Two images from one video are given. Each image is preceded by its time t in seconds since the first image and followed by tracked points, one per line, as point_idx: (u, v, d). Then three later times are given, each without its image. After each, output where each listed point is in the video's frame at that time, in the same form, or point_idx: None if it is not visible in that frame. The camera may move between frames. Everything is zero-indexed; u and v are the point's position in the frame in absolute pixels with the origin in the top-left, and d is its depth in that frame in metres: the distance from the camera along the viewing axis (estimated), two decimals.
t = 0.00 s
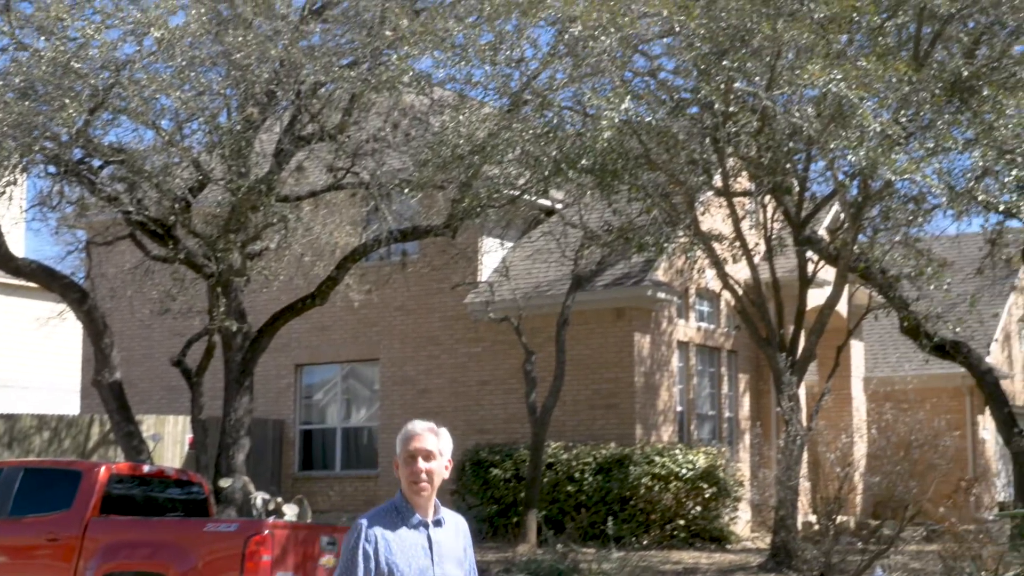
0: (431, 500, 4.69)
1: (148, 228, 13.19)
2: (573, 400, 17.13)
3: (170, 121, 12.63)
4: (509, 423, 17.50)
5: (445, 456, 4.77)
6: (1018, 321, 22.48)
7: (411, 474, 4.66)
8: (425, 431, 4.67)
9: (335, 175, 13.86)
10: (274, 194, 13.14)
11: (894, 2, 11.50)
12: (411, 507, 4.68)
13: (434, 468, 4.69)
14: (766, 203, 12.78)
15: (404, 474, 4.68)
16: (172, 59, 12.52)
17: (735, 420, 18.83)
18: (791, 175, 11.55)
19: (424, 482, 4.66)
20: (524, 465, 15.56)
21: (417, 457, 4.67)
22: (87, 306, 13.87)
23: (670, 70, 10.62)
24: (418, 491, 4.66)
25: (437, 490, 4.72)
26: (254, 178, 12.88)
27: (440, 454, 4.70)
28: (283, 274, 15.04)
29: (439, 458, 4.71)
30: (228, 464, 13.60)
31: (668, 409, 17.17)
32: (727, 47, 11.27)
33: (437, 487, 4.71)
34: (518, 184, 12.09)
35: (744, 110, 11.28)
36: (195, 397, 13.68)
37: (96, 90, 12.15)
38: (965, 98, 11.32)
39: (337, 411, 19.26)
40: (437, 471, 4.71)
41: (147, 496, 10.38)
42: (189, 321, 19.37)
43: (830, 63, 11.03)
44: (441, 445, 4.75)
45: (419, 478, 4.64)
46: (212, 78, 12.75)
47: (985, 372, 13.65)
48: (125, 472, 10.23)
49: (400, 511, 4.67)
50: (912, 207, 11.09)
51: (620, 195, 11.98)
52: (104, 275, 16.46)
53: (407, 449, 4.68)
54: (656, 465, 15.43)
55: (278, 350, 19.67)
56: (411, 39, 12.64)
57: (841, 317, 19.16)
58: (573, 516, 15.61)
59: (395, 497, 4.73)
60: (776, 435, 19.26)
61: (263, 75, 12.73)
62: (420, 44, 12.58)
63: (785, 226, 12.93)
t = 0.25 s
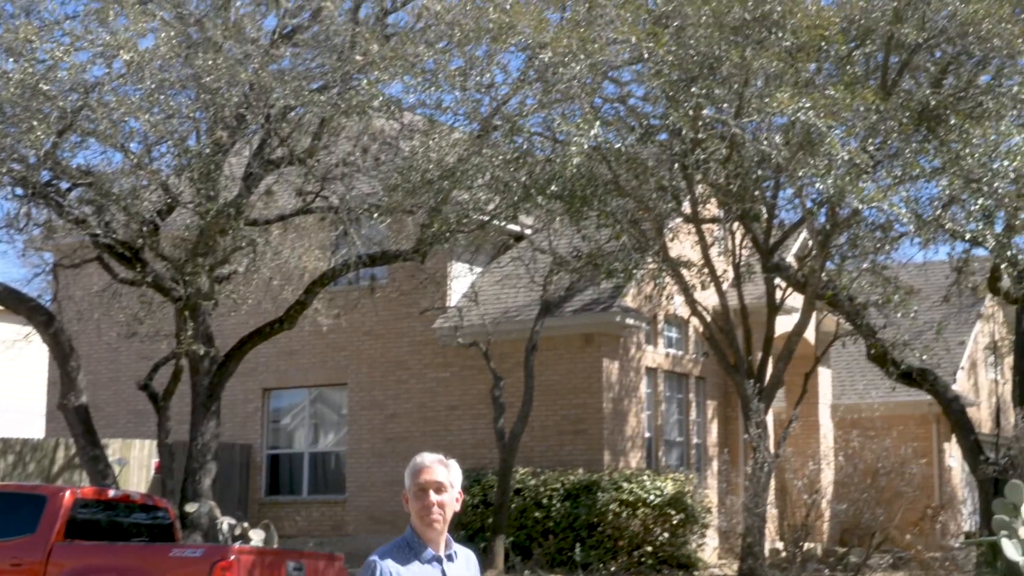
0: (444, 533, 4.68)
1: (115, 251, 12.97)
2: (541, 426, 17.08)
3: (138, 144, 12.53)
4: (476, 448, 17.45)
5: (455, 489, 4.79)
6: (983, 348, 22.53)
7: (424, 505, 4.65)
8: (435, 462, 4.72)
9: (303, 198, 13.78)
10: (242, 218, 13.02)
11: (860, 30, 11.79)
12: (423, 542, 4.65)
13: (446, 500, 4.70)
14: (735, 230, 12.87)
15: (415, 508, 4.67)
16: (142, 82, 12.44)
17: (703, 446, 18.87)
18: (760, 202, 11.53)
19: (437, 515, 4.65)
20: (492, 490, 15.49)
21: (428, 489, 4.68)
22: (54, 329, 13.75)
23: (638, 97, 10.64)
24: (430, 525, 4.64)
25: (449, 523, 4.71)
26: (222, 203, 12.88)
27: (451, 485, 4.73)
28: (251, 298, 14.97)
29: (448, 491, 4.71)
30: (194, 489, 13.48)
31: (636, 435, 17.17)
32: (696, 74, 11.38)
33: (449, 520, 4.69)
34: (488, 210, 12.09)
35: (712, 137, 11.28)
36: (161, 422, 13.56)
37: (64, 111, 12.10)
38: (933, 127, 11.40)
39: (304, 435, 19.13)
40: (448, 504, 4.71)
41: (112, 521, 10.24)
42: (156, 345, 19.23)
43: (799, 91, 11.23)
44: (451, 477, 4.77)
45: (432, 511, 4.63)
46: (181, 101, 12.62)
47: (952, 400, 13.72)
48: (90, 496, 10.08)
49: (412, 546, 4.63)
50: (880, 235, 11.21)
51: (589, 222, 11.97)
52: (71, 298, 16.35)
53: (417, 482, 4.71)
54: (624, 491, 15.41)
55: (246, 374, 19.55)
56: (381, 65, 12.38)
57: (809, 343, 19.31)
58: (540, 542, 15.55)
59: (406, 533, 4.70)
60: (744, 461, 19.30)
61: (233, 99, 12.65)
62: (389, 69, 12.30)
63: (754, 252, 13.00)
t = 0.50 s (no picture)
0: (459, 557, 4.84)
1: (84, 277, 12.87)
2: (511, 455, 17.02)
3: (110, 170, 12.48)
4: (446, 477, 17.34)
5: (469, 515, 4.95)
6: (949, 380, 22.59)
7: (438, 530, 4.82)
8: (449, 489, 4.89)
9: (275, 225, 13.74)
10: (213, 245, 12.92)
11: (830, 64, 11.79)
12: (438, 567, 4.80)
13: (461, 526, 4.86)
14: (706, 261, 12.92)
15: (430, 534, 4.84)
16: (113, 109, 12.32)
17: (672, 476, 18.87)
18: (731, 234, 11.56)
19: (453, 541, 4.82)
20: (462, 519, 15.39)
21: (444, 515, 4.85)
22: (22, 355, 13.60)
23: (610, 127, 10.66)
24: (446, 550, 4.81)
25: (464, 549, 4.87)
26: (194, 229, 12.79)
27: (466, 512, 4.89)
28: (221, 325, 14.86)
29: (464, 517, 4.88)
30: (162, 517, 13.33)
31: (606, 465, 17.14)
32: (667, 104, 11.38)
33: (465, 546, 4.86)
34: (459, 239, 12.07)
35: (684, 168, 11.27)
36: (129, 449, 13.41)
37: (34, 137, 11.95)
38: (902, 160, 11.45)
39: (274, 463, 19.01)
40: (463, 530, 4.87)
41: (77, 550, 10.07)
42: (125, 372, 19.08)
43: (769, 123, 11.22)
44: (465, 504, 4.95)
45: (448, 536, 4.80)
46: (154, 128, 12.58)
47: (920, 432, 13.76)
48: (56, 524, 9.90)
49: (428, 571, 4.78)
50: (850, 267, 11.28)
51: (560, 252, 11.93)
52: (40, 324, 16.22)
53: (432, 509, 4.87)
54: (594, 521, 15.34)
55: (215, 402, 19.40)
56: (354, 94, 12.33)
57: (779, 374, 19.39)
58: (509, 571, 15.44)
59: (421, 561, 4.86)
60: (712, 492, 19.34)
61: (204, 126, 12.62)
62: (361, 98, 12.23)
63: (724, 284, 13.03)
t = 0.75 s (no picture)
0: None
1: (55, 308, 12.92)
2: (482, 490, 16.95)
3: (82, 202, 12.38)
4: (417, 512, 17.22)
5: (487, 553, 5.27)
6: (921, 418, 22.78)
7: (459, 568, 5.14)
8: (469, 529, 5.21)
9: (246, 258, 13.70)
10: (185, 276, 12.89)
11: (802, 102, 11.13)
12: None
13: (480, 565, 5.19)
14: (679, 297, 12.91)
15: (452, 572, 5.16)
16: (86, 140, 12.16)
17: (644, 512, 18.85)
18: (702, 270, 11.22)
19: None
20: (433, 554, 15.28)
21: (464, 555, 5.17)
22: None
23: (582, 163, 10.64)
24: None
25: None
26: (166, 261, 12.62)
27: (484, 551, 5.22)
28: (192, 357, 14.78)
29: (482, 556, 5.20)
30: (130, 550, 13.17)
31: (577, 500, 17.08)
32: (640, 140, 10.88)
33: None
34: (431, 274, 11.69)
35: (656, 205, 10.80)
36: (99, 481, 13.27)
37: (6, 168, 11.93)
38: (873, 198, 10.87)
39: (244, 496, 18.83)
40: (481, 569, 5.19)
41: None
42: (95, 403, 18.91)
43: (740, 161, 10.68)
44: (483, 543, 5.27)
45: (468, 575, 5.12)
46: (126, 159, 12.39)
47: (891, 469, 13.79)
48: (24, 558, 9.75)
49: None
50: (821, 304, 11.23)
51: (533, 287, 11.68)
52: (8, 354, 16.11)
53: (452, 548, 5.20)
54: (565, 556, 15.24)
55: (185, 435, 19.26)
56: (328, 127, 12.25)
57: (751, 410, 19.40)
58: None
59: None
60: (684, 528, 19.33)
61: (177, 158, 12.47)
62: (335, 131, 12.12)
63: (698, 321, 12.99)
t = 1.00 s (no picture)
0: None
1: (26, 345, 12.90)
2: (455, 530, 16.83)
3: (54, 239, 12.34)
4: (389, 552, 17.05)
5: None
6: (892, 461, 22.86)
7: None
8: None
9: (218, 295, 13.64)
10: (158, 314, 12.80)
11: (775, 144, 10.84)
12: None
13: None
14: (652, 338, 12.92)
15: None
16: (58, 176, 12.15)
17: (616, 553, 18.79)
18: (676, 311, 11.03)
19: None
20: None
21: None
22: None
23: (556, 205, 10.64)
24: None
25: None
26: (138, 298, 12.48)
27: None
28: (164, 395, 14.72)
29: None
30: None
31: (550, 540, 17.00)
32: (614, 182, 10.59)
33: None
34: (405, 312, 11.52)
35: (630, 246, 10.49)
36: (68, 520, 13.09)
37: None
38: (846, 241, 10.52)
39: (215, 535, 18.63)
40: None
41: None
42: (65, 441, 18.74)
43: (714, 203, 10.30)
44: None
45: None
46: (99, 197, 12.31)
47: (863, 511, 13.78)
48: None
49: None
50: (794, 346, 11.21)
51: (506, 326, 11.49)
52: None
53: None
54: None
55: (156, 473, 19.10)
56: (301, 164, 11.91)
57: (724, 452, 19.39)
58: None
59: None
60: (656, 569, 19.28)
61: (150, 196, 12.23)
62: (309, 169, 11.79)
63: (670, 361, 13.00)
